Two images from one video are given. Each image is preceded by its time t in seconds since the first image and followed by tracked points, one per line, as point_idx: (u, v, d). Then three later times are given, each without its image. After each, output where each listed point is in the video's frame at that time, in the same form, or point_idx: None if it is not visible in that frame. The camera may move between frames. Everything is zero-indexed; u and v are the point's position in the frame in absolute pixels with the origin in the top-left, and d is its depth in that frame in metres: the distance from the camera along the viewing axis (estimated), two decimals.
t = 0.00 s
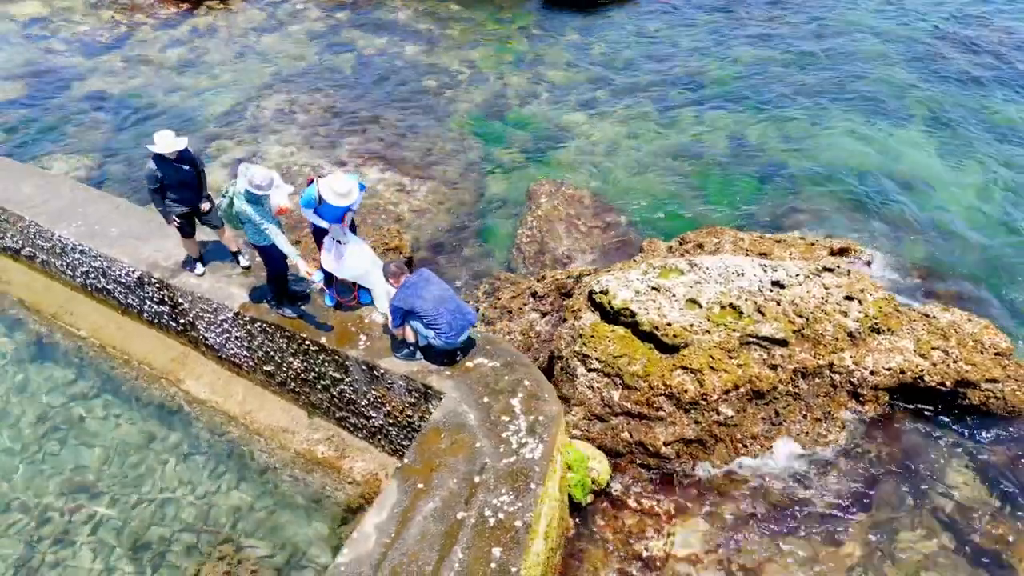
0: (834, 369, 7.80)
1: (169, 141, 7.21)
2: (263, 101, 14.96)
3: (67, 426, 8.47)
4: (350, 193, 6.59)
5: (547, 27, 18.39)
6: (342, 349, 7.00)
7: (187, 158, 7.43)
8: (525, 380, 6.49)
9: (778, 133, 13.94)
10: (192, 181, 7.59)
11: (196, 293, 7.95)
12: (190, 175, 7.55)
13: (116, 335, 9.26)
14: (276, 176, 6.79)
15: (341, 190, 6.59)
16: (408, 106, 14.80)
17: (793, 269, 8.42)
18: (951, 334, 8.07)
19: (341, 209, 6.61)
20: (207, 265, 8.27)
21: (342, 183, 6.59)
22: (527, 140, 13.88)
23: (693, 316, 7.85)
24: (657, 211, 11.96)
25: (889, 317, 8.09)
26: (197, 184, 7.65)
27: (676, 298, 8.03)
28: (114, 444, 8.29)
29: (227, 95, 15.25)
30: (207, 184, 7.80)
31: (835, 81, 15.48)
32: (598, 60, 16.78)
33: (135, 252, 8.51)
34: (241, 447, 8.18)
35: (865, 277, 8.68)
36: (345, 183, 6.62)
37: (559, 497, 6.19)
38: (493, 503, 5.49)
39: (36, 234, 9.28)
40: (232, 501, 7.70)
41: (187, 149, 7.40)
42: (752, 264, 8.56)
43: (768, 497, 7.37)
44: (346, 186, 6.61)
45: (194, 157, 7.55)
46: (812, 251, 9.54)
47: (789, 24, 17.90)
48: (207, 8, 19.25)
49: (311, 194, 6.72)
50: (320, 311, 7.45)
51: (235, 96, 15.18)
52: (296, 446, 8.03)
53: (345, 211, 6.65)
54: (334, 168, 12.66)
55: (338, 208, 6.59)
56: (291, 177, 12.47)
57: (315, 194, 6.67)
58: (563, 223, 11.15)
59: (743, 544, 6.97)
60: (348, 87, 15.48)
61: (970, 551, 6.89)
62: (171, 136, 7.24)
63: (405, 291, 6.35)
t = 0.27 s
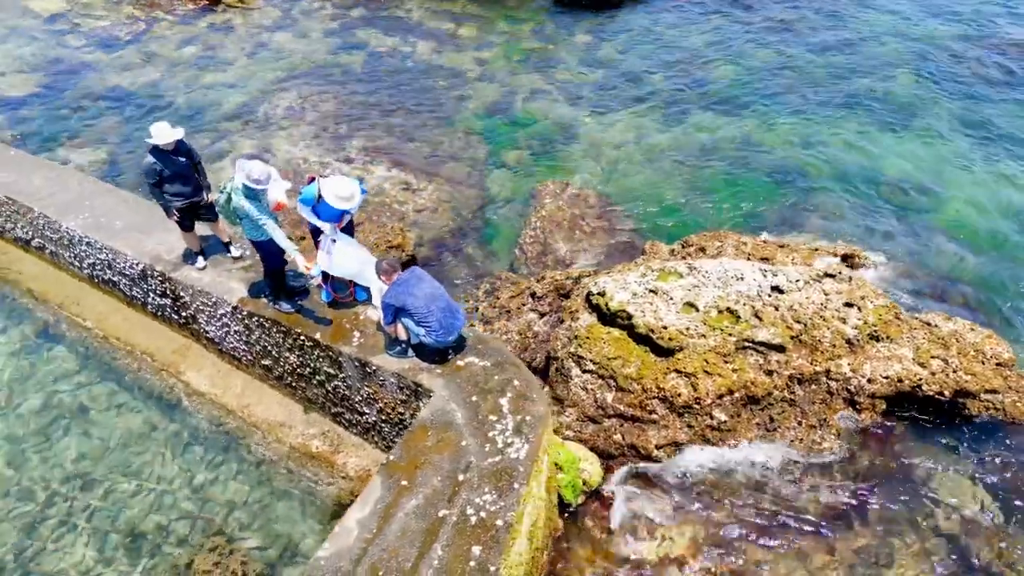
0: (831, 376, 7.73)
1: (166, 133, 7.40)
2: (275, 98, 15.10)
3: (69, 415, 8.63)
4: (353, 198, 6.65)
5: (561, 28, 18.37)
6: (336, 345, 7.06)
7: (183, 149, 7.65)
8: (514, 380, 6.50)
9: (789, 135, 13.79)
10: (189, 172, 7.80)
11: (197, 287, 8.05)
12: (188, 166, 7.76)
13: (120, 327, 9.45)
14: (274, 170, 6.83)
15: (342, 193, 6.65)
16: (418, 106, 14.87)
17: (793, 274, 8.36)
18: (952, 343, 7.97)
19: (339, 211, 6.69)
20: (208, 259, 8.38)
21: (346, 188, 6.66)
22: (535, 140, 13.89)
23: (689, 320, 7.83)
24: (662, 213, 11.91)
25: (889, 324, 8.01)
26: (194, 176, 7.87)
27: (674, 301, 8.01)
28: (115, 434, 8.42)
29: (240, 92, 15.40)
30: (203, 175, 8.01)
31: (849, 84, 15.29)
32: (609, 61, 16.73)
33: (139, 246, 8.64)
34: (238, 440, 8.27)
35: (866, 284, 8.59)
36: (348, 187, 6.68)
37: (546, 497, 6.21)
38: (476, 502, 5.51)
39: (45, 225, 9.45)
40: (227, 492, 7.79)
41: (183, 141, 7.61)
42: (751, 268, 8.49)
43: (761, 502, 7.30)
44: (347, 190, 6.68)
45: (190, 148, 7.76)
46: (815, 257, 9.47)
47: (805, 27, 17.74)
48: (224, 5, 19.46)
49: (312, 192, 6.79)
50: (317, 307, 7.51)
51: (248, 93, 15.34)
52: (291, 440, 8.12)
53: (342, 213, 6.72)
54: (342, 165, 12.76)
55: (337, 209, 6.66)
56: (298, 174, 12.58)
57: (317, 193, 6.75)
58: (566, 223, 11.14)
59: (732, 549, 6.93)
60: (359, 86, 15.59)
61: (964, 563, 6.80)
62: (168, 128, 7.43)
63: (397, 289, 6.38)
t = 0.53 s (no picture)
0: (830, 384, 7.63)
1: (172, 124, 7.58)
2: (290, 95, 15.23)
3: (76, 402, 8.78)
4: (357, 206, 6.77)
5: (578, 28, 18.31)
6: (333, 341, 7.11)
7: (187, 142, 7.84)
8: (507, 380, 6.51)
9: (803, 138, 13.62)
10: (194, 164, 7.98)
11: (201, 281, 8.17)
12: (193, 158, 7.95)
13: (127, 318, 9.58)
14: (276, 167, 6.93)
15: (348, 202, 6.75)
16: (431, 104, 14.93)
17: (796, 281, 8.30)
18: (955, 354, 7.86)
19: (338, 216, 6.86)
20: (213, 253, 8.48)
21: (352, 195, 6.74)
22: (546, 140, 13.87)
23: (688, 324, 7.80)
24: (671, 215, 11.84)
25: (891, 333, 7.92)
26: (198, 168, 8.04)
27: (674, 305, 8.01)
28: (118, 423, 8.56)
29: (256, 88, 15.56)
30: (207, 168, 8.16)
31: (867, 85, 15.04)
32: (625, 62, 16.65)
33: (146, 238, 8.76)
34: (238, 432, 8.38)
35: (871, 291, 8.47)
36: (353, 194, 6.76)
37: (534, 498, 6.21)
38: (461, 500, 5.53)
39: (57, 217, 9.61)
40: (225, 484, 7.88)
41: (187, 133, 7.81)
42: (754, 273, 8.45)
43: (755, 509, 7.24)
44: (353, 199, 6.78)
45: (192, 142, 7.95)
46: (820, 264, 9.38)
47: (825, 27, 17.48)
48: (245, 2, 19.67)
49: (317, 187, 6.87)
50: (317, 303, 7.58)
51: (264, 90, 15.48)
52: (290, 433, 8.18)
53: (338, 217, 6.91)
54: (353, 163, 12.84)
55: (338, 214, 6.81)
56: (309, 169, 12.67)
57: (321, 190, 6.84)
58: (572, 224, 11.11)
59: (724, 555, 6.87)
60: (374, 84, 15.67)
61: None
62: (174, 120, 7.63)
63: (391, 286, 6.43)
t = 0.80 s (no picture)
0: (831, 393, 7.53)
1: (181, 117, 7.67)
2: (308, 92, 15.36)
3: (83, 390, 8.94)
4: (363, 219, 7.05)
5: (597, 29, 18.24)
6: (331, 337, 7.16)
7: (195, 135, 7.92)
8: (500, 379, 6.52)
9: (821, 140, 13.41)
10: (202, 158, 8.05)
11: (206, 274, 8.27)
12: (200, 151, 8.02)
13: (137, 309, 9.76)
14: (289, 168, 6.93)
15: (354, 212, 7.03)
16: (446, 103, 14.95)
17: (801, 287, 8.20)
18: (961, 365, 7.71)
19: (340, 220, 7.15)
20: (219, 246, 8.58)
21: (358, 209, 7.02)
22: (559, 140, 13.83)
23: (689, 328, 7.74)
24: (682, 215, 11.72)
25: (896, 343, 7.79)
26: (206, 162, 8.11)
27: (676, 309, 7.97)
28: (124, 410, 8.70)
29: (275, 85, 15.70)
30: (215, 160, 8.24)
31: (888, 89, 14.79)
32: (643, 62, 16.53)
33: (155, 231, 8.89)
34: (239, 424, 8.48)
35: (877, 299, 8.37)
36: (360, 208, 7.03)
37: (524, 498, 6.23)
38: (448, 498, 5.55)
39: (71, 208, 9.81)
40: (224, 474, 7.98)
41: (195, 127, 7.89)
42: (759, 278, 8.37)
43: (750, 516, 7.17)
44: (359, 210, 7.06)
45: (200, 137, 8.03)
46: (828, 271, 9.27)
47: (848, 30, 17.22)
48: None
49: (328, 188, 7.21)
50: (318, 298, 7.66)
51: (283, 86, 15.62)
52: (289, 427, 8.32)
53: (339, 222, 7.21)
54: (366, 160, 12.91)
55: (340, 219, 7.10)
56: (322, 165, 12.75)
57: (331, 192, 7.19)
58: (581, 227, 11.09)
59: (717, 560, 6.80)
60: (391, 82, 15.76)
61: None
62: (183, 113, 7.73)
63: (387, 283, 6.46)
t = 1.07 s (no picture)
0: (832, 402, 7.45)
1: (192, 110, 7.73)
2: (326, 89, 15.49)
3: (93, 377, 9.10)
4: (368, 233, 6.92)
5: (618, 29, 18.15)
6: (330, 331, 7.23)
7: (205, 129, 7.96)
8: (495, 378, 6.53)
9: (839, 146, 13.22)
10: (211, 152, 8.10)
11: (212, 266, 8.38)
12: (211, 145, 8.07)
13: (147, 299, 9.92)
14: (302, 174, 7.09)
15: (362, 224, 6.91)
16: (462, 102, 14.99)
17: (806, 294, 8.12)
18: (967, 378, 7.58)
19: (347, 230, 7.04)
20: (227, 239, 8.69)
21: (366, 223, 6.90)
22: (573, 141, 13.79)
23: (690, 333, 7.65)
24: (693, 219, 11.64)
25: (901, 354, 7.67)
26: (216, 156, 8.16)
27: (678, 313, 7.87)
28: (131, 399, 8.84)
29: (294, 81, 15.85)
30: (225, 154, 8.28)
31: (911, 96, 14.54)
32: (662, 62, 16.41)
33: (165, 222, 9.03)
34: (241, 415, 8.58)
35: (884, 309, 8.26)
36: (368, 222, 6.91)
37: (514, 498, 6.25)
38: (435, 495, 5.57)
39: (87, 198, 10.01)
40: (225, 464, 8.07)
41: (206, 120, 7.94)
42: (764, 284, 8.30)
43: (746, 524, 7.10)
44: (367, 222, 6.94)
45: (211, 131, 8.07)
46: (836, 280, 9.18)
47: (873, 34, 16.94)
48: None
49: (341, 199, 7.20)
50: (321, 293, 7.70)
51: (302, 82, 15.77)
52: (290, 420, 8.40)
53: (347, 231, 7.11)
54: (379, 157, 12.99)
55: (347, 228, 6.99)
56: (336, 162, 12.85)
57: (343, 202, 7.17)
58: (590, 228, 11.06)
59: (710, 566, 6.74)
60: (408, 80, 15.83)
61: None
62: (194, 106, 7.78)
63: (385, 281, 6.48)
